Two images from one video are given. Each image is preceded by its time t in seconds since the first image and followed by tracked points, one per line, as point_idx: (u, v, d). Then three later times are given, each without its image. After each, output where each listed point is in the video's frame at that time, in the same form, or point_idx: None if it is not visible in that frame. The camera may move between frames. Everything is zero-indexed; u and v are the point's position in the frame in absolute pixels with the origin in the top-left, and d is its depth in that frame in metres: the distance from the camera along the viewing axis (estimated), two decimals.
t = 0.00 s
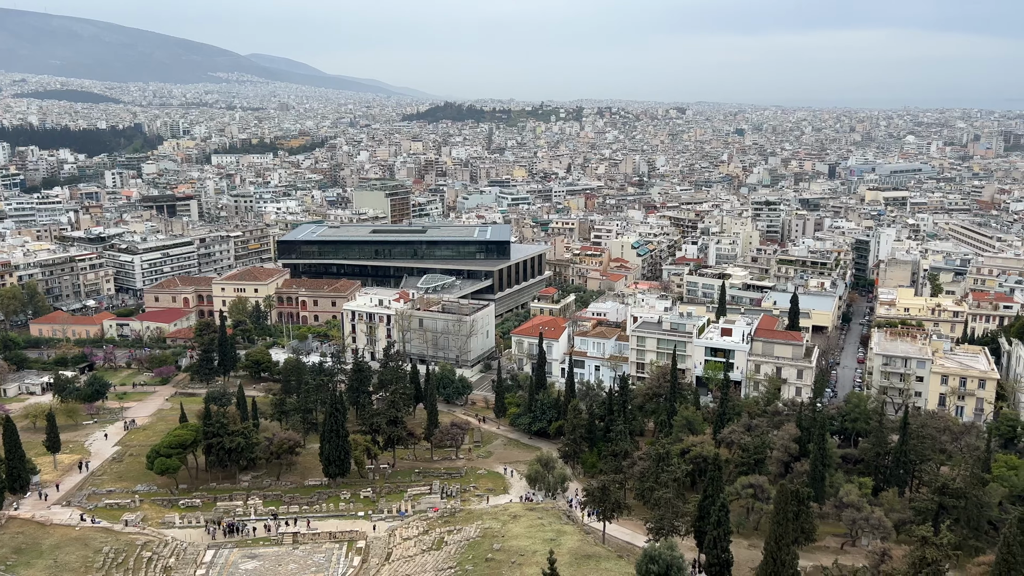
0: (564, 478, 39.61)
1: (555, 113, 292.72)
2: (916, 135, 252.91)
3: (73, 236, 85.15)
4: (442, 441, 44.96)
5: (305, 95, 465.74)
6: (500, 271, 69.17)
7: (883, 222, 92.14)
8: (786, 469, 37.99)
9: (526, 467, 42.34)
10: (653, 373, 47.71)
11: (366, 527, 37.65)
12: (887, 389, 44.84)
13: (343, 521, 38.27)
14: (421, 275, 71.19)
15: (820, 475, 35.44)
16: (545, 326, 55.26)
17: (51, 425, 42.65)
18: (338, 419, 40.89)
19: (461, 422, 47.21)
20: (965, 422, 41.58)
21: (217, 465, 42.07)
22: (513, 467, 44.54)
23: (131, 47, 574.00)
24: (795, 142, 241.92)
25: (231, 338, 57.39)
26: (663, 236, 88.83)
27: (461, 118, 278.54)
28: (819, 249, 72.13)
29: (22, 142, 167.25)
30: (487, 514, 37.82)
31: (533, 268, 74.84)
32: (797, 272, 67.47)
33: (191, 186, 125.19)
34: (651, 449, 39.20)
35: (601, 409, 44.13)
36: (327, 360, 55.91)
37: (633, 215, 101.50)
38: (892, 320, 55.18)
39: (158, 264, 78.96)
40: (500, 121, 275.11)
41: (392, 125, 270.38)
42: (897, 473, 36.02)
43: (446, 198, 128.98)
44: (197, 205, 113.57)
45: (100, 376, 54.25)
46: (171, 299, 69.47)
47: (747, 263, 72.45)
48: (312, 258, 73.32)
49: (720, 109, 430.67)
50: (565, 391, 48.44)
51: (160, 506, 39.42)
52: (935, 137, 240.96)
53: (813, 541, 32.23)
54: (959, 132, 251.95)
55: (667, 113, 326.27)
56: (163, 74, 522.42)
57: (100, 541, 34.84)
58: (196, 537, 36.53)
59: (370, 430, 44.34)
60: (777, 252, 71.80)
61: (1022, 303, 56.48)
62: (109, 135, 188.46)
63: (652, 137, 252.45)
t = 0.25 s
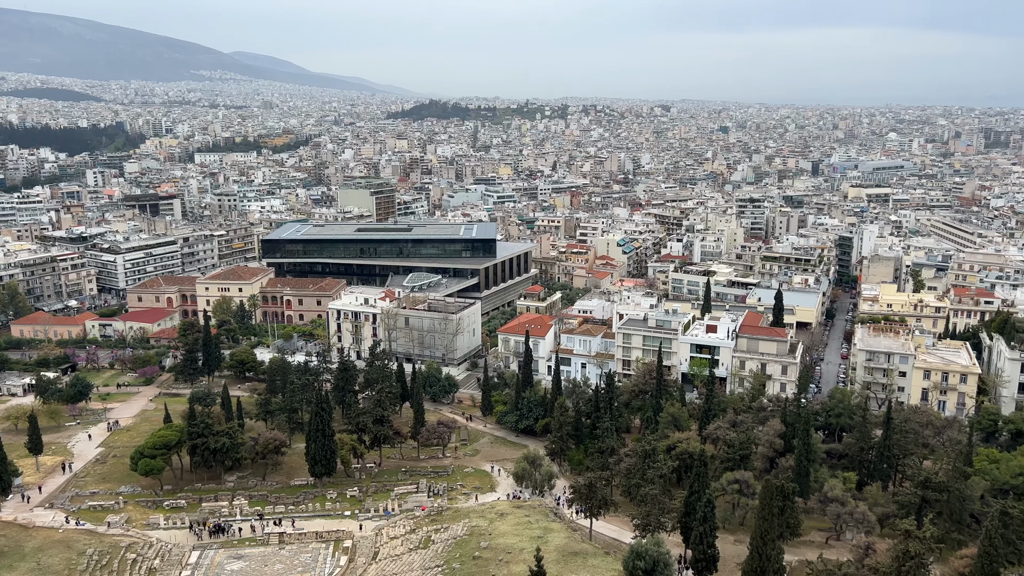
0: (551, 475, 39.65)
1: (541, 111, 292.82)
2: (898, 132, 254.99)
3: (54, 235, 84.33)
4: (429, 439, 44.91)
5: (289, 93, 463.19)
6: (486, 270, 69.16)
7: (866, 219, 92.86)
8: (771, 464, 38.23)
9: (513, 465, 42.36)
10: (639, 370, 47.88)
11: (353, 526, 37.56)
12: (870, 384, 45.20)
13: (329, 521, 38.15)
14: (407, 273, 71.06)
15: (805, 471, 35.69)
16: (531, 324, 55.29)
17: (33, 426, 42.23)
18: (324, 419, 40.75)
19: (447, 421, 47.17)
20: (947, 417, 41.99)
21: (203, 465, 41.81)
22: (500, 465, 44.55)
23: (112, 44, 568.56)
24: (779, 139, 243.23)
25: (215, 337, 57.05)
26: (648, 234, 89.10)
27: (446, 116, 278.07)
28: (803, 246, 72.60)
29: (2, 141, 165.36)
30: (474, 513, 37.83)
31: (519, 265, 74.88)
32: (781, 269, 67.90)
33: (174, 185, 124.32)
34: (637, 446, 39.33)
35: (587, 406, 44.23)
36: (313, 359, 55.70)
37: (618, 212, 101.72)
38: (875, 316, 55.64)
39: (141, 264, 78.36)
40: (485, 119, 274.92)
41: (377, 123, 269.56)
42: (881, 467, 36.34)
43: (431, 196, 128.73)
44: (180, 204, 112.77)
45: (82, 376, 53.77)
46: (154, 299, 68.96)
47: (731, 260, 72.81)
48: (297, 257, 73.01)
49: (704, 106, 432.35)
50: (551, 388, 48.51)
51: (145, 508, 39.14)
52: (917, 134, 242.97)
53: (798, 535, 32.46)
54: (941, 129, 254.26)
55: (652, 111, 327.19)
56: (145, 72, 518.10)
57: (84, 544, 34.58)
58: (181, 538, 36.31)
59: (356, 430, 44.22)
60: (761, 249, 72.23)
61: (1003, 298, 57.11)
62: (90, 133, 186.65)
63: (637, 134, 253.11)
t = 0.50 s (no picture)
0: (539, 473, 39.66)
1: (527, 109, 292.79)
2: (882, 130, 256.71)
3: (37, 235, 83.56)
4: (417, 439, 44.83)
5: (274, 92, 460.90)
6: (473, 268, 69.12)
7: (851, 216, 93.44)
8: (757, 460, 38.43)
9: (501, 463, 42.35)
10: (626, 367, 47.99)
11: (340, 526, 37.46)
12: (856, 380, 45.50)
13: (317, 521, 38.03)
14: (394, 272, 70.90)
15: (791, 467, 35.88)
16: (519, 322, 55.27)
17: (17, 428, 41.84)
18: (311, 419, 40.61)
19: (435, 419, 47.11)
20: (932, 412, 42.33)
21: (189, 466, 41.55)
22: (488, 463, 44.56)
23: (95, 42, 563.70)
24: (765, 137, 244.38)
25: (200, 338, 56.72)
26: (634, 232, 89.31)
27: (432, 114, 277.59)
28: (789, 243, 72.99)
29: None
30: (462, 512, 37.82)
31: (507, 264, 74.88)
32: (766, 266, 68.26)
33: (159, 184, 123.43)
34: (625, 443, 39.43)
35: (575, 404, 44.29)
36: (299, 359, 55.49)
37: (605, 211, 101.88)
38: (860, 312, 56.02)
39: (125, 263, 77.80)
40: (472, 117, 274.66)
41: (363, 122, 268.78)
42: (866, 462, 36.62)
43: (418, 194, 128.47)
44: (165, 204, 112.03)
45: (66, 378, 53.32)
46: (139, 299, 68.47)
47: (718, 258, 73.12)
48: (283, 256, 72.70)
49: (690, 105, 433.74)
50: (539, 386, 48.55)
51: (130, 509, 38.86)
52: (901, 131, 244.64)
53: (785, 531, 32.66)
54: (924, 127, 256.12)
55: (639, 109, 327.86)
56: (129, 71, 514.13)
57: (69, 546, 34.32)
58: (167, 540, 36.09)
59: (343, 429, 44.09)
60: (747, 247, 72.58)
61: (986, 294, 57.63)
62: (73, 132, 185.05)
63: (624, 133, 253.64)
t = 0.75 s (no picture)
0: (525, 472, 39.68)
1: (512, 107, 292.80)
2: (864, 128, 258.72)
3: (17, 236, 82.67)
4: (403, 438, 44.74)
5: (258, 90, 458.26)
6: (458, 267, 69.05)
7: (833, 213, 94.11)
8: (742, 457, 38.63)
9: (487, 462, 42.35)
10: (612, 365, 48.14)
11: (326, 526, 37.35)
12: (839, 376, 45.84)
13: (302, 522, 37.89)
14: (379, 271, 70.71)
15: (776, 463, 36.10)
16: (504, 320, 55.24)
17: None
18: (296, 419, 40.43)
19: (421, 419, 47.03)
20: (914, 407, 42.75)
21: (172, 468, 41.25)
22: (474, 462, 44.56)
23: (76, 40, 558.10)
24: (748, 135, 245.65)
25: (184, 338, 56.33)
26: (619, 230, 89.53)
27: (417, 113, 277.07)
28: (772, 241, 73.42)
29: None
30: (448, 511, 37.81)
31: (492, 262, 74.86)
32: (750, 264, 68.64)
33: (140, 184, 122.42)
34: (610, 441, 39.52)
35: (561, 402, 44.34)
36: (284, 359, 55.22)
37: (590, 209, 102.05)
38: (843, 309, 56.47)
39: (107, 264, 77.13)
40: (456, 115, 274.35)
41: (347, 120, 267.92)
42: (849, 458, 36.91)
43: (402, 193, 128.14)
44: (147, 203, 111.17)
45: (48, 380, 52.79)
46: (121, 300, 67.90)
47: (702, 256, 73.43)
48: (267, 256, 72.34)
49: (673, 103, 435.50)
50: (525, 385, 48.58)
51: (114, 512, 38.54)
52: (882, 129, 246.87)
53: (769, 527, 32.88)
54: (905, 124, 258.49)
55: (623, 107, 328.68)
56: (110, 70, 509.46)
57: (51, 550, 34.03)
58: (151, 542, 35.84)
59: (329, 429, 43.93)
60: (731, 244, 72.92)
61: (967, 290, 58.23)
62: (53, 132, 183.10)
63: (608, 131, 254.17)
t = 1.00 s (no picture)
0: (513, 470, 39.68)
1: (498, 106, 292.63)
2: (848, 126, 260.41)
3: None
4: (390, 438, 44.66)
5: (243, 89, 455.76)
6: (445, 266, 68.96)
7: (818, 211, 94.68)
8: (729, 454, 38.81)
9: (475, 461, 42.35)
10: (600, 363, 48.26)
11: (314, 527, 37.22)
12: (825, 373, 46.13)
13: (289, 523, 37.75)
14: (365, 271, 70.52)
15: (762, 460, 36.27)
16: (492, 319, 55.22)
17: None
18: (283, 419, 40.28)
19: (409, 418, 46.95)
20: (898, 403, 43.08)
21: (158, 470, 40.97)
22: (462, 461, 44.53)
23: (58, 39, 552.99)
24: (734, 134, 246.70)
25: (169, 339, 55.99)
26: (606, 228, 89.69)
27: (403, 112, 276.51)
28: (758, 239, 73.78)
29: None
30: (437, 510, 37.77)
31: (479, 262, 74.82)
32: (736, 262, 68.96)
33: (124, 184, 121.51)
34: (598, 439, 39.59)
35: (549, 400, 44.38)
36: (270, 359, 55.00)
37: (577, 208, 102.19)
38: (828, 306, 56.85)
39: (91, 264, 76.53)
40: (443, 114, 273.94)
41: (333, 119, 267.08)
42: (835, 454, 37.16)
43: (389, 192, 127.84)
44: (131, 203, 110.38)
45: (31, 382, 52.31)
46: (106, 301, 67.37)
47: (689, 254, 73.69)
48: (253, 255, 71.98)
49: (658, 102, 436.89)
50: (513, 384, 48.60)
51: (99, 514, 38.25)
52: (867, 127, 248.56)
53: (756, 524, 33.04)
54: (889, 123, 260.34)
55: (609, 106, 329.25)
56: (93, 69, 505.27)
57: (35, 553, 33.75)
58: (136, 544, 35.60)
59: (316, 430, 43.78)
60: (718, 242, 73.24)
61: (950, 287, 58.75)
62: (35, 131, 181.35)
63: (595, 130, 254.56)
